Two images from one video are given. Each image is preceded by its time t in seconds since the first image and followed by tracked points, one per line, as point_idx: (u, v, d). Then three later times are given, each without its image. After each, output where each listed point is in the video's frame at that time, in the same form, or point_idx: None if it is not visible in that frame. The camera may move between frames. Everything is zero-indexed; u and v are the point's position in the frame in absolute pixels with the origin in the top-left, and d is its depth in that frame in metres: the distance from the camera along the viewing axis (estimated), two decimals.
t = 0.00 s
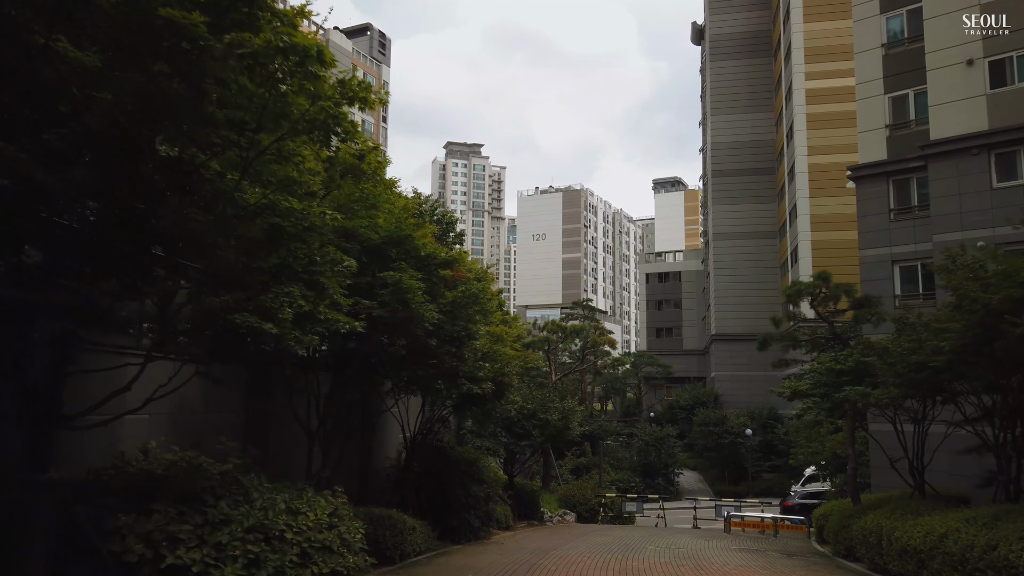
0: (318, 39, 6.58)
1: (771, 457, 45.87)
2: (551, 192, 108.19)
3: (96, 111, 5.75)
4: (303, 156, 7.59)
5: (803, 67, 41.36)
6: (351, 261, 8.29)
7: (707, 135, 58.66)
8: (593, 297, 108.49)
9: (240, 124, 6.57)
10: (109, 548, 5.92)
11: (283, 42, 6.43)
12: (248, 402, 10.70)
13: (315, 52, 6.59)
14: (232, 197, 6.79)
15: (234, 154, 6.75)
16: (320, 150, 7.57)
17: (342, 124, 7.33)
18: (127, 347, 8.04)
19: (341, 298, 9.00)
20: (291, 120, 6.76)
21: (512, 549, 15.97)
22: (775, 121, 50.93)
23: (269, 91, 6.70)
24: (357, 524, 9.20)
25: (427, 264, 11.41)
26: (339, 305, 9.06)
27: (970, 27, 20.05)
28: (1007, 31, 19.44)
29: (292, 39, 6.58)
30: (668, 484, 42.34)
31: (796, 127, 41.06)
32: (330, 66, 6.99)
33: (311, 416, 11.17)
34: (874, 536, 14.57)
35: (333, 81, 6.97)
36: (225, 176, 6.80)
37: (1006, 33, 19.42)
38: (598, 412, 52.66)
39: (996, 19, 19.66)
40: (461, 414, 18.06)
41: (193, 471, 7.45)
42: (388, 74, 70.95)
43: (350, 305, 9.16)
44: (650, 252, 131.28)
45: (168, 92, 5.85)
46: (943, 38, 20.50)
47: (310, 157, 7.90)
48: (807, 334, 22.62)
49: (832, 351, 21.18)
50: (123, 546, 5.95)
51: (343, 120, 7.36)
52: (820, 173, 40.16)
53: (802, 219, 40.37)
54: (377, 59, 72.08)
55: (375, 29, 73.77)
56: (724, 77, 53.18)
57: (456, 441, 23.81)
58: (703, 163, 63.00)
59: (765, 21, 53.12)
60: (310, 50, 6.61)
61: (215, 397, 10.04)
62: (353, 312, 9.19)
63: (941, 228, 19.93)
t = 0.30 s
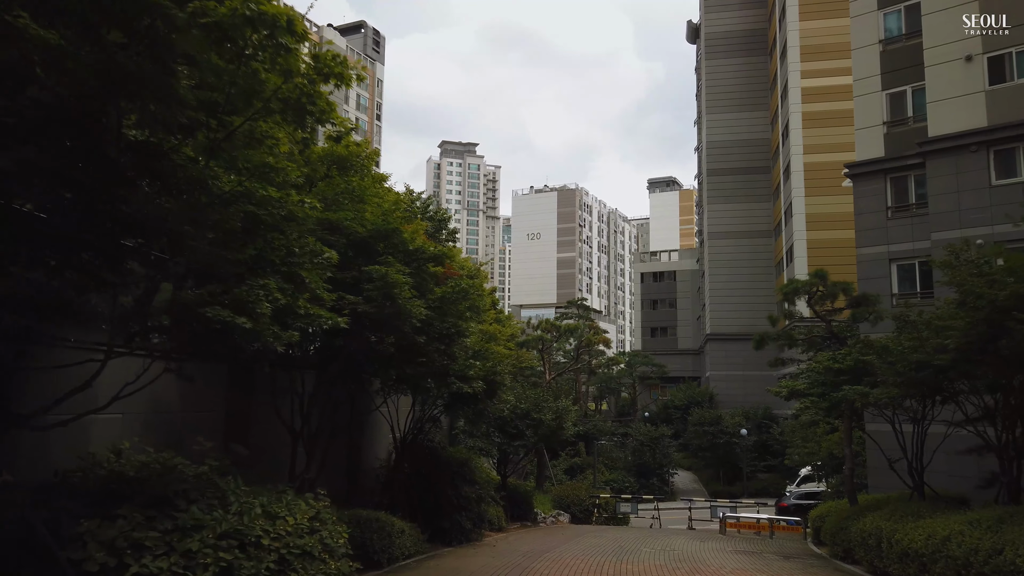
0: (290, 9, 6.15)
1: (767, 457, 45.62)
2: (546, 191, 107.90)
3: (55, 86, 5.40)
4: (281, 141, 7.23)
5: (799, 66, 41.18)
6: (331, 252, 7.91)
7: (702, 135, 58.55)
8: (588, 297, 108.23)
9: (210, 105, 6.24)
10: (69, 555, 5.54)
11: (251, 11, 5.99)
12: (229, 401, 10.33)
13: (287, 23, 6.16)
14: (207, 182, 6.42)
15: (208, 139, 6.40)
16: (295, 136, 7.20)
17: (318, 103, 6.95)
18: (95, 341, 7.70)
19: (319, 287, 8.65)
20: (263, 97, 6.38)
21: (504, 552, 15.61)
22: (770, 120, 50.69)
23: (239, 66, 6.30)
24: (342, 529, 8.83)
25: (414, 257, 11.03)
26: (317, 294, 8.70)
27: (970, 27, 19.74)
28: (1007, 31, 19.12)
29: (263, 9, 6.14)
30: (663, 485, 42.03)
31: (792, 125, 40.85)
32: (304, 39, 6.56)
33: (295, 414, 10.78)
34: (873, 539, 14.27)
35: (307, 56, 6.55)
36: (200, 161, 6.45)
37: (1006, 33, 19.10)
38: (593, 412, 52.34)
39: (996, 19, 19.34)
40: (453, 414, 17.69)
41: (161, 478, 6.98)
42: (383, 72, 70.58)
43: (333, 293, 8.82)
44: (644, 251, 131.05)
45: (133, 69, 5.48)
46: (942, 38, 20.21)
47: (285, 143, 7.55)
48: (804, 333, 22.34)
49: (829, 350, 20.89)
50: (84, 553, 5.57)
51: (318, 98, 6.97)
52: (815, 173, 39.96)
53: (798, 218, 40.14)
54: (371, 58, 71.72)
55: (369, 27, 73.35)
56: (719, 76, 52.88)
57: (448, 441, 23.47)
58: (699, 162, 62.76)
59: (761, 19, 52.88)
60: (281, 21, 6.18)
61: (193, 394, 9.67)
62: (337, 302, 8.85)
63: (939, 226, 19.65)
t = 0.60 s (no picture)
0: None
1: (764, 456, 45.35)
2: (544, 190, 107.60)
3: (16, 54, 5.06)
4: (260, 118, 6.89)
5: (798, 63, 40.90)
6: (312, 236, 7.58)
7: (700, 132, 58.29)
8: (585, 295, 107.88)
9: (183, 78, 5.91)
10: (27, 556, 5.19)
11: None
12: (213, 396, 9.98)
13: None
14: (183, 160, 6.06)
15: (183, 114, 6.06)
16: (273, 112, 6.86)
17: (297, 75, 6.60)
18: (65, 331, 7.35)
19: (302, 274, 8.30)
20: (234, 64, 6.01)
21: (499, 552, 15.26)
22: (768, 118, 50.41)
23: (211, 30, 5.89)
24: (327, 528, 8.49)
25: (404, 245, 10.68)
26: (300, 282, 8.35)
27: (969, 27, 19.42)
28: (1006, 31, 18.81)
29: None
30: (660, 483, 41.73)
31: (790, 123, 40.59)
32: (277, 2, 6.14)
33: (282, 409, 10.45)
34: (875, 538, 13.97)
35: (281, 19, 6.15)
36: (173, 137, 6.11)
37: (1006, 33, 18.77)
38: (590, 410, 52.02)
39: (996, 18, 19.01)
40: (447, 411, 17.34)
41: (135, 474, 6.63)
42: (380, 69, 70.19)
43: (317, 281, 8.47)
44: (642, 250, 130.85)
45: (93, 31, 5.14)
46: (941, 35, 19.92)
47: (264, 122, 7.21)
48: (803, 329, 22.05)
49: (829, 347, 20.60)
50: (43, 552, 5.21)
51: (297, 68, 6.59)
52: (814, 170, 39.72)
53: (796, 216, 39.88)
54: (368, 55, 71.47)
55: (365, 24, 72.95)
56: (717, 73, 52.56)
57: (443, 439, 23.14)
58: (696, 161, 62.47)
59: (758, 15, 52.58)
60: None
61: (173, 389, 9.32)
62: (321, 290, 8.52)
63: (940, 221, 19.37)
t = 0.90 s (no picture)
0: None
1: (767, 454, 45.01)
2: (545, 186, 107.21)
3: None
4: (244, 95, 6.54)
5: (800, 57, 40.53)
6: (301, 221, 7.24)
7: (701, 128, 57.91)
8: (586, 292, 107.46)
9: (159, 49, 5.57)
10: None
11: None
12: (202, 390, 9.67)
13: None
14: (162, 139, 5.72)
15: (162, 89, 5.72)
16: (256, 85, 6.47)
17: (281, 45, 6.20)
18: (43, 321, 7.02)
19: (289, 262, 7.95)
20: (214, 30, 5.59)
21: (500, 550, 14.94)
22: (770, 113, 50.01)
23: None
24: (320, 527, 8.17)
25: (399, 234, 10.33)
26: (290, 270, 8.00)
27: (969, 27, 19.14)
28: (1008, 32, 18.57)
29: None
30: (662, 481, 41.41)
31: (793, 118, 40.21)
32: None
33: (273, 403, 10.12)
34: (885, 536, 13.65)
35: None
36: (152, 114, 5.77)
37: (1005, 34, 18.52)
38: (591, 408, 51.66)
39: (996, 19, 18.75)
40: (446, 407, 17.01)
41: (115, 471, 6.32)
42: (380, 65, 69.72)
43: (308, 270, 8.14)
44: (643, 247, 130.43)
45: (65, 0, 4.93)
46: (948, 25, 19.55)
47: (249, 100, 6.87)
48: (808, 324, 21.70)
49: (835, 342, 20.24)
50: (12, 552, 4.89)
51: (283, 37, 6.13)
52: (816, 166, 39.38)
53: (798, 212, 39.55)
54: (368, 51, 71.08)
55: (365, 20, 72.56)
56: (719, 68, 52.17)
57: (443, 436, 22.80)
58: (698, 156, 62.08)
59: (760, 10, 52.21)
60: None
61: (160, 382, 8.99)
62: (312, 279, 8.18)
63: (947, 215, 19.03)
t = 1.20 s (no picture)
0: None
1: (770, 453, 44.63)
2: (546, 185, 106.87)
3: None
4: (227, 73, 6.19)
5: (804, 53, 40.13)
6: (291, 207, 6.91)
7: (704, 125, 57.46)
8: (588, 291, 107.05)
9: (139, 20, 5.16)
10: None
11: None
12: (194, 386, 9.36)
13: None
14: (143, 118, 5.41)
15: (139, 62, 5.33)
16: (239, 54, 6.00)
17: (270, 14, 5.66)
18: (23, 314, 6.66)
19: (279, 254, 7.59)
20: None
21: (501, 551, 14.58)
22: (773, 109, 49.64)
23: None
24: (315, 532, 7.83)
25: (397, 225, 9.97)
26: (281, 262, 7.65)
27: (969, 27, 18.77)
28: (1007, 32, 18.21)
29: None
30: (665, 480, 41.05)
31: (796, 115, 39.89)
32: None
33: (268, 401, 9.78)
34: (896, 538, 13.30)
35: None
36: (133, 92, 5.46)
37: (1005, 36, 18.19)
38: (593, 407, 51.29)
39: (996, 19, 18.38)
40: (446, 405, 16.67)
41: (94, 470, 5.97)
42: (381, 62, 69.30)
43: (303, 261, 7.81)
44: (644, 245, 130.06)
45: None
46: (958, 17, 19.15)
47: (230, 74, 6.44)
48: (814, 322, 21.33)
49: (842, 340, 19.88)
50: None
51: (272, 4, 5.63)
52: (820, 163, 39.07)
53: (802, 210, 39.24)
54: (369, 48, 70.75)
55: (366, 17, 72.21)
56: (721, 64, 51.77)
57: (443, 435, 22.46)
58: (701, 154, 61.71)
59: (763, 6, 51.83)
60: None
61: (149, 379, 8.65)
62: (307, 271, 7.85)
63: (955, 210, 18.67)
